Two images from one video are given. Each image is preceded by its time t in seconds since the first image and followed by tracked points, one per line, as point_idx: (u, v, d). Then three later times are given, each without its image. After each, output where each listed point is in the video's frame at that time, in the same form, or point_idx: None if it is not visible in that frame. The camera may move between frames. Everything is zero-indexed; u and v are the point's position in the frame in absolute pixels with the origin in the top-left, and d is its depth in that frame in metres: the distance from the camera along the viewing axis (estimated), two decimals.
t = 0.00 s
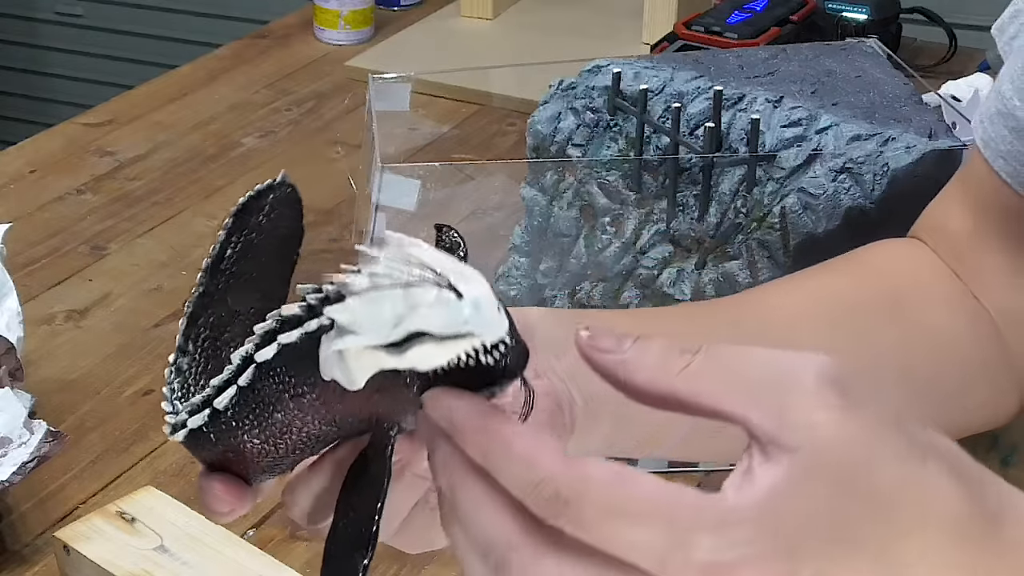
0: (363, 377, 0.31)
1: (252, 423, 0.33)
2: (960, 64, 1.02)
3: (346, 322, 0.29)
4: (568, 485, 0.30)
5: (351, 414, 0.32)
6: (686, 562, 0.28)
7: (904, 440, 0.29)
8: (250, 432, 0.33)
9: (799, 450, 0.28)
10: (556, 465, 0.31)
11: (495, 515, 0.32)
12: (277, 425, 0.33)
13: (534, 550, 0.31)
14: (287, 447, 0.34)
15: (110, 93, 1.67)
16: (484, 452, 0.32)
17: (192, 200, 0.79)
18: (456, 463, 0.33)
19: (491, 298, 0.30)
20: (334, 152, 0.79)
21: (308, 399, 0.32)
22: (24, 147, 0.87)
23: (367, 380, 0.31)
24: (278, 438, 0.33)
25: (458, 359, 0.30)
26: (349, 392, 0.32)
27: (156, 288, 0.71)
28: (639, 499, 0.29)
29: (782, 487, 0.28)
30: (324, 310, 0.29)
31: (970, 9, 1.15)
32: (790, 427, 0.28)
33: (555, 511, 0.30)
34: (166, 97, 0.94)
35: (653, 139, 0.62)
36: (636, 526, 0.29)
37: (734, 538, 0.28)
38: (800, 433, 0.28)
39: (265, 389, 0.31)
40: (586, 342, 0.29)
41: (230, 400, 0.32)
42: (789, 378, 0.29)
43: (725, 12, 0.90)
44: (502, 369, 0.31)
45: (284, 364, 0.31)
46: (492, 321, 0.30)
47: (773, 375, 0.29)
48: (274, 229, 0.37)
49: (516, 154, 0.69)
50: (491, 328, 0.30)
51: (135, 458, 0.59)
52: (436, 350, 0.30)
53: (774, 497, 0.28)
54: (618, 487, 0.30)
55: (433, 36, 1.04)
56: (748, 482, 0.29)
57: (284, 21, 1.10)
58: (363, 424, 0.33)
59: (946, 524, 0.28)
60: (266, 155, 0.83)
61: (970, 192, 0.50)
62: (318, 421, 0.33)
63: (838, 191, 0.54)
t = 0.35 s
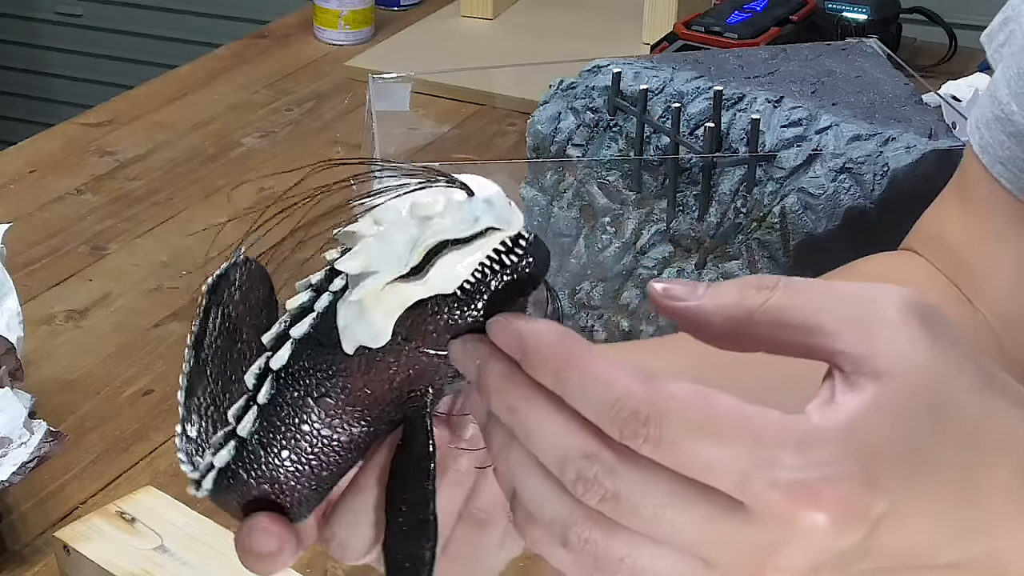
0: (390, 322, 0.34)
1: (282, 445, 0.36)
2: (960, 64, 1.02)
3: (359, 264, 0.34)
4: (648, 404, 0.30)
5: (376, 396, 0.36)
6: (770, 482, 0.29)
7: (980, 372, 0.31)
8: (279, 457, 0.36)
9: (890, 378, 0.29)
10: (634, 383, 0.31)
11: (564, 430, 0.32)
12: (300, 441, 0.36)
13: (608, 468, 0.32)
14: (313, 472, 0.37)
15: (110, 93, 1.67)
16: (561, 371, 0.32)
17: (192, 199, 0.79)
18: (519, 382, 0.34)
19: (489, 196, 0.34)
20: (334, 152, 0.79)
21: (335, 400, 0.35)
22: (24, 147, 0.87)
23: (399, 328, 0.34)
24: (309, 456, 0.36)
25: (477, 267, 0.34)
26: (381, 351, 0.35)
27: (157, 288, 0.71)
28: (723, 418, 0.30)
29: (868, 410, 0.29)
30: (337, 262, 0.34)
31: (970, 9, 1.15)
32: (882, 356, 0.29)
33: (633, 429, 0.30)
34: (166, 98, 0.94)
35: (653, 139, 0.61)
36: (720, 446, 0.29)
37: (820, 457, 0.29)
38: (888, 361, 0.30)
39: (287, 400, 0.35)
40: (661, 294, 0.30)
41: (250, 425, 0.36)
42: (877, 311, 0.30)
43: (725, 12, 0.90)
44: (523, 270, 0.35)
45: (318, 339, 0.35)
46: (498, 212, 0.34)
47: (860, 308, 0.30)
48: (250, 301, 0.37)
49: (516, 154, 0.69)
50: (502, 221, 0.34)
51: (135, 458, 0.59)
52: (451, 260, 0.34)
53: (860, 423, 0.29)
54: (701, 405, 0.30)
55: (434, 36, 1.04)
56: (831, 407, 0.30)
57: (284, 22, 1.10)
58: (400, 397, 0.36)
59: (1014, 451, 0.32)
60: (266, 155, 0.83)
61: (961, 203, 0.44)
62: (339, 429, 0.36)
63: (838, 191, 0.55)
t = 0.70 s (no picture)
0: (396, 327, 0.35)
1: (318, 479, 0.40)
2: (960, 64, 1.02)
3: (355, 274, 0.36)
4: (673, 394, 0.31)
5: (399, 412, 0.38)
6: (794, 474, 0.30)
7: (1008, 368, 0.32)
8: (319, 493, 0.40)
9: (918, 371, 0.30)
10: (660, 373, 0.31)
11: (588, 421, 0.33)
12: (332, 476, 0.39)
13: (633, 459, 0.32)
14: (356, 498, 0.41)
15: (110, 93, 1.67)
16: (584, 361, 0.32)
17: (192, 200, 0.79)
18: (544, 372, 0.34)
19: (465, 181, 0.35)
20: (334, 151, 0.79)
21: (359, 432, 0.38)
22: (24, 147, 0.87)
23: (406, 333, 0.36)
24: (347, 486, 0.40)
25: (468, 255, 0.35)
26: (394, 360, 0.36)
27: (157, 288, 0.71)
28: (750, 409, 0.30)
29: (893, 402, 0.30)
30: (333, 275, 0.36)
31: (970, 9, 1.15)
32: (908, 351, 0.30)
33: (657, 420, 0.31)
34: (166, 97, 0.94)
35: (652, 139, 0.61)
36: (744, 437, 0.30)
37: (842, 449, 0.30)
38: (917, 355, 0.30)
39: (314, 438, 0.39)
40: (688, 286, 0.32)
41: (287, 465, 0.40)
42: (909, 303, 0.31)
43: (725, 12, 0.90)
44: (515, 253, 0.35)
45: (332, 365, 0.37)
46: (474, 194, 0.35)
47: (892, 301, 0.31)
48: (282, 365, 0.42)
49: (516, 154, 0.69)
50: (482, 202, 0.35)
51: (135, 458, 0.59)
52: (437, 249, 0.34)
53: (885, 416, 0.30)
54: (727, 395, 0.31)
55: (434, 36, 1.04)
56: (857, 400, 0.30)
57: (284, 21, 1.10)
58: (425, 410, 0.38)
59: None
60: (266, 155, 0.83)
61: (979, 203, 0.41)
62: (369, 461, 0.39)
63: (838, 190, 0.54)
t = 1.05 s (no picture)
0: (388, 316, 0.36)
1: (350, 488, 0.39)
2: (960, 64, 1.02)
3: (346, 267, 0.37)
4: (667, 366, 0.29)
5: (423, 418, 0.38)
6: (791, 445, 0.28)
7: (1014, 350, 0.31)
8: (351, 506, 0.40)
9: (920, 346, 0.29)
10: (653, 347, 0.29)
11: (577, 402, 0.31)
12: (365, 487, 0.39)
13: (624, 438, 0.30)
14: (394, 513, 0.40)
15: (110, 93, 1.68)
16: (575, 339, 0.30)
17: (192, 200, 0.79)
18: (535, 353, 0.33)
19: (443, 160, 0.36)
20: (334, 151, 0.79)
21: (387, 441, 0.38)
22: (24, 147, 0.87)
23: (400, 322, 0.36)
24: (379, 499, 0.40)
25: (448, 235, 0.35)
26: (399, 355, 0.37)
27: (157, 288, 0.71)
28: (747, 382, 0.28)
29: (897, 374, 0.28)
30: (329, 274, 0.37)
31: (970, 9, 1.15)
32: (912, 325, 0.29)
33: (651, 395, 0.29)
34: (166, 97, 0.94)
35: (653, 139, 0.61)
36: (743, 410, 0.28)
37: (843, 418, 0.28)
38: (920, 331, 0.29)
39: (345, 447, 0.39)
40: (692, 261, 0.31)
41: (324, 475, 0.40)
42: (911, 279, 0.30)
43: (725, 12, 0.90)
44: (491, 234, 0.35)
45: (354, 370, 0.38)
46: (450, 172, 0.35)
47: (894, 276, 0.30)
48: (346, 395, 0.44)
49: (516, 154, 0.70)
50: (456, 180, 0.35)
51: (135, 457, 0.59)
52: (413, 230, 0.35)
53: (884, 387, 0.28)
54: (723, 368, 0.29)
55: (434, 36, 1.04)
56: (856, 373, 0.29)
57: (284, 22, 1.10)
58: (442, 413, 0.38)
59: None
60: (266, 155, 0.83)
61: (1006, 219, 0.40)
62: (401, 472, 0.39)
63: (838, 191, 0.55)
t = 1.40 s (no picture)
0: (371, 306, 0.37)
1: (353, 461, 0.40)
2: (960, 64, 1.02)
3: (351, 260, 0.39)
4: (623, 390, 0.28)
5: (419, 411, 0.38)
6: (748, 468, 0.27)
7: (977, 365, 0.30)
8: (352, 474, 0.40)
9: (884, 364, 0.28)
10: (609, 369, 0.29)
11: (533, 423, 0.30)
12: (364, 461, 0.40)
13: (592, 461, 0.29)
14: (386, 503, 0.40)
15: (111, 93, 1.68)
16: (531, 361, 0.29)
17: (191, 200, 0.79)
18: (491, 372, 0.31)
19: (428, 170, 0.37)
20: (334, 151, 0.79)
21: (382, 424, 0.39)
22: (23, 147, 0.87)
23: (383, 318, 0.37)
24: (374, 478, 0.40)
25: (422, 237, 0.36)
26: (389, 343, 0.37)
27: (156, 288, 0.71)
28: (702, 403, 0.28)
29: (858, 394, 0.28)
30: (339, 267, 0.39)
31: (970, 9, 1.15)
32: (876, 345, 0.28)
33: (607, 419, 0.28)
34: (166, 97, 0.94)
35: (653, 139, 0.61)
36: (698, 432, 0.27)
37: (801, 439, 0.27)
38: (884, 348, 0.29)
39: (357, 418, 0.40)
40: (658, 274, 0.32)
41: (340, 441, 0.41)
42: (868, 297, 0.29)
43: (725, 12, 0.90)
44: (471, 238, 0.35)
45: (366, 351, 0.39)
46: (431, 177, 0.37)
47: (858, 293, 0.29)
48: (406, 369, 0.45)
49: (516, 153, 0.70)
50: (433, 188, 0.36)
51: (135, 457, 0.59)
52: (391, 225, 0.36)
53: (845, 406, 0.28)
54: (678, 390, 0.28)
55: (434, 35, 1.04)
56: (818, 393, 0.28)
57: (284, 22, 1.10)
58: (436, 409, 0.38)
59: (1002, 444, 0.30)
60: (266, 155, 0.83)
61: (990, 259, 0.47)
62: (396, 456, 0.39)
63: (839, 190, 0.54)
